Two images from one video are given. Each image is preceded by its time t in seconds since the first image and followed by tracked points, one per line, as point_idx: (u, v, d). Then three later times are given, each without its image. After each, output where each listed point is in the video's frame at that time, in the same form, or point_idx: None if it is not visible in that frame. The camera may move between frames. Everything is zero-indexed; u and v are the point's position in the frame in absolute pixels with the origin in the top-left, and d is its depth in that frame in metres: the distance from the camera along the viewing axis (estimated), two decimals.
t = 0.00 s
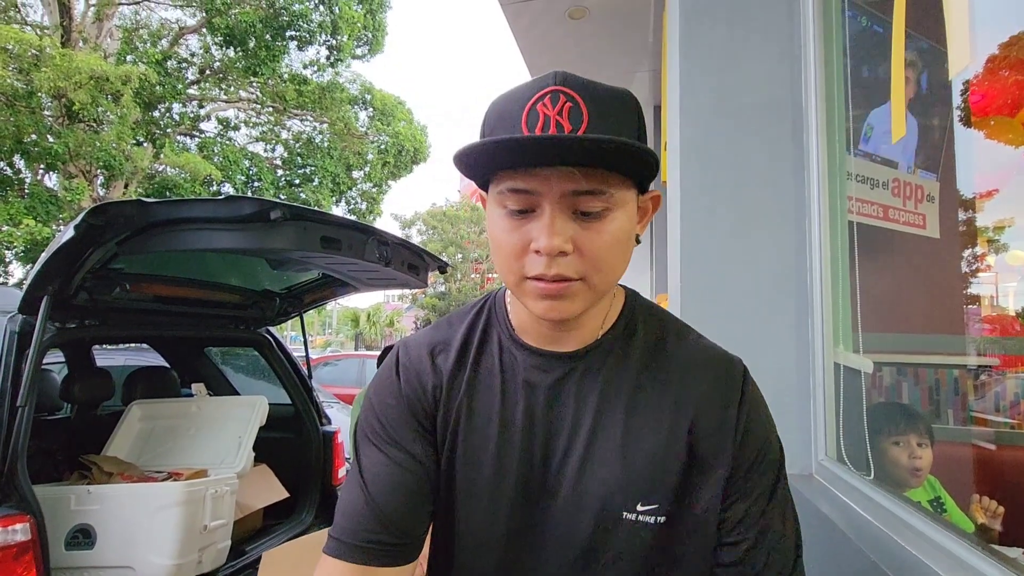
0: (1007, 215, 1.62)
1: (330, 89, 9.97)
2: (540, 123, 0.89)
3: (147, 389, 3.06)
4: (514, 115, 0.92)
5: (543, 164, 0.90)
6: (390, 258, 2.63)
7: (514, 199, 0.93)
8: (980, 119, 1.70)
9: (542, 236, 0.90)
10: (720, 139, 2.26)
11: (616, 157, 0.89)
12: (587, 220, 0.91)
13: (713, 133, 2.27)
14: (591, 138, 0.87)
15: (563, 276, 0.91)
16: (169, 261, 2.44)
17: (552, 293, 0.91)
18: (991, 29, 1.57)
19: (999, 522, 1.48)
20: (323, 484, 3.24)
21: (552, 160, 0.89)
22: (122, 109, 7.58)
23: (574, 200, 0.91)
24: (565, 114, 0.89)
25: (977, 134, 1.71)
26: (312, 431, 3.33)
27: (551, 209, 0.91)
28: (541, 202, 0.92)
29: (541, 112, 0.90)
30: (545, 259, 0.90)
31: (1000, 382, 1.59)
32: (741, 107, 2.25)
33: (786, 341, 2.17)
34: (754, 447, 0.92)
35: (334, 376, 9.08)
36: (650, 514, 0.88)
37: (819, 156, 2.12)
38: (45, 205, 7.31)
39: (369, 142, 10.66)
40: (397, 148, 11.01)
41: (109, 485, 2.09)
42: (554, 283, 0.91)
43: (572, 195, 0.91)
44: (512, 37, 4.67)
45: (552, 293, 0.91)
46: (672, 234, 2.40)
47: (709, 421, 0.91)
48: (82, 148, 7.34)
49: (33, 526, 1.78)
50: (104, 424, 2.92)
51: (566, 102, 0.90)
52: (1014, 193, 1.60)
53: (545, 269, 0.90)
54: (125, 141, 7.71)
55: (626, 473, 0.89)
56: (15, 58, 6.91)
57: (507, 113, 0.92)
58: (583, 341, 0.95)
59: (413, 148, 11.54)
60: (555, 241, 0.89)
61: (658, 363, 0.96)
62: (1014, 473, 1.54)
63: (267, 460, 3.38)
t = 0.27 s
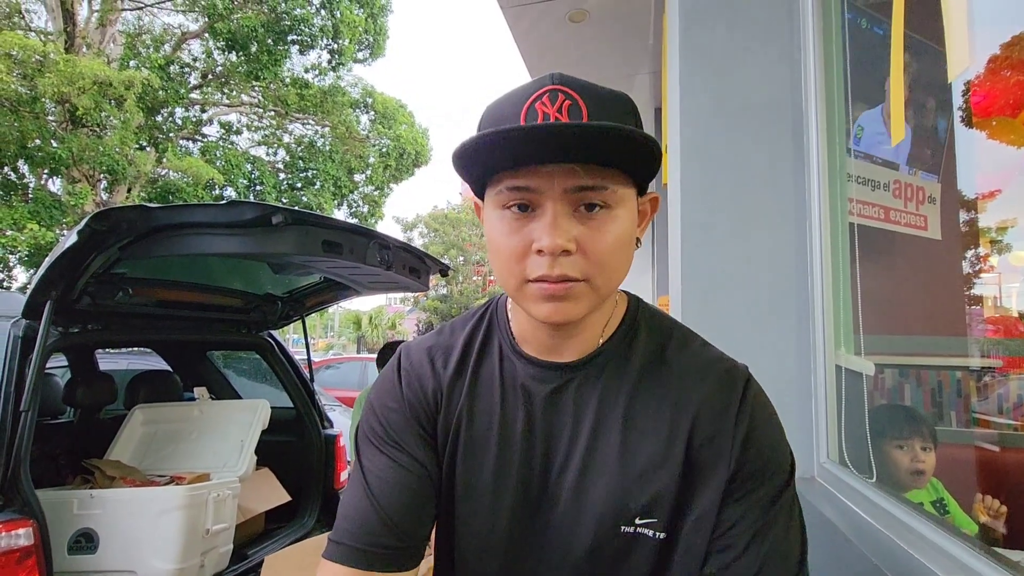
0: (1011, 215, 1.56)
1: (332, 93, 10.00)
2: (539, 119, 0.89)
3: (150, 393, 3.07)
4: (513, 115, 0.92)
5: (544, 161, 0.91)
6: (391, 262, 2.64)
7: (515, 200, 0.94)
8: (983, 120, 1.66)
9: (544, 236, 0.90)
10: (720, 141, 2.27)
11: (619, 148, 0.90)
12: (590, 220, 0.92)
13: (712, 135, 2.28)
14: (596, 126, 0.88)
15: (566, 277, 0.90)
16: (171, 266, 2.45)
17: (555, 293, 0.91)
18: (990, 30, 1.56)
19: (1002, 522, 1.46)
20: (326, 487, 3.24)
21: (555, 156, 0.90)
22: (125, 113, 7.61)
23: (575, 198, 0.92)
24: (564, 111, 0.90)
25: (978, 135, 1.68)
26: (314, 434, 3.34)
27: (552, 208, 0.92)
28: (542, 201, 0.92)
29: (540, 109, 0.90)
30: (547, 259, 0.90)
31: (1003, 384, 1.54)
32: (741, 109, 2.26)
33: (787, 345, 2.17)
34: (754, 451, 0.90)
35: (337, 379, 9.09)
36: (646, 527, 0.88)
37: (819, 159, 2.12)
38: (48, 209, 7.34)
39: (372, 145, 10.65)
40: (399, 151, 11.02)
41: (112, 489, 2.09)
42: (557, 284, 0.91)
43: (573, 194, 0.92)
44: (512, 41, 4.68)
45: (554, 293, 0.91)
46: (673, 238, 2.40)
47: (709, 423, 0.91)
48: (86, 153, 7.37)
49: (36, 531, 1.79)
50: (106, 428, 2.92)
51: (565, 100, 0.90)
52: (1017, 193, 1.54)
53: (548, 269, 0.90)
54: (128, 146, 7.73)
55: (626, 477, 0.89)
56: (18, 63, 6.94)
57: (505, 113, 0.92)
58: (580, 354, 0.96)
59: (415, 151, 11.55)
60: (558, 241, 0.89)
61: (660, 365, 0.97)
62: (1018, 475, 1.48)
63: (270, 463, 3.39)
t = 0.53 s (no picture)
0: (1017, 217, 1.55)
1: (335, 96, 10.02)
2: (549, 125, 0.89)
3: (154, 395, 3.07)
4: (522, 118, 0.91)
5: (554, 170, 0.90)
6: (395, 264, 2.64)
7: (522, 207, 0.93)
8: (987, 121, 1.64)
9: (551, 245, 0.90)
10: (720, 146, 2.28)
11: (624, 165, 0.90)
12: (597, 228, 0.91)
13: (715, 138, 2.28)
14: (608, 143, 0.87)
15: (572, 287, 0.91)
16: (176, 269, 2.46)
17: (560, 303, 0.91)
18: (994, 29, 1.55)
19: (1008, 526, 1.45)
20: (330, 489, 3.24)
21: (562, 165, 0.89)
22: (129, 117, 7.64)
23: (583, 208, 0.91)
24: (574, 116, 0.89)
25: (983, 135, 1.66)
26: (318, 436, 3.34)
27: (560, 216, 0.91)
28: (549, 209, 0.92)
29: (549, 113, 0.89)
30: (553, 269, 0.90)
31: (1009, 386, 1.53)
32: (745, 112, 2.26)
33: (792, 347, 2.17)
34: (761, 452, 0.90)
35: (340, 381, 9.10)
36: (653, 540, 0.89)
37: (823, 161, 2.11)
38: (53, 212, 7.37)
39: (374, 148, 10.67)
40: (401, 153, 11.02)
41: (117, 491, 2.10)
42: (563, 294, 0.91)
43: (581, 203, 0.91)
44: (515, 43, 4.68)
45: (560, 303, 0.91)
46: (677, 240, 2.40)
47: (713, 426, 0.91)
48: (91, 157, 7.39)
49: (42, 533, 1.79)
50: (111, 430, 2.93)
51: (574, 104, 0.89)
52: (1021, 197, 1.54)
53: (554, 279, 0.90)
54: (132, 149, 7.76)
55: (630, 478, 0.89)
56: (24, 67, 6.98)
57: (514, 114, 0.92)
58: (589, 360, 0.96)
59: (418, 154, 11.56)
60: (564, 251, 0.89)
61: (665, 370, 0.97)
62: None
63: (274, 465, 3.39)
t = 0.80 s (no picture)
0: (1019, 221, 1.63)
1: (338, 100, 10.04)
2: (564, 132, 0.90)
3: (159, 398, 3.08)
4: (538, 124, 0.92)
5: (570, 179, 0.90)
6: (398, 267, 2.65)
7: (536, 214, 0.94)
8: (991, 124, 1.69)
9: (563, 253, 0.91)
10: (723, 153, 2.29)
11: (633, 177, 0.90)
12: (610, 236, 0.92)
13: (717, 145, 2.30)
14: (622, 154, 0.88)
15: (583, 295, 0.91)
16: (182, 272, 2.47)
17: (572, 311, 0.92)
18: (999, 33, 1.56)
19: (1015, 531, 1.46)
20: (334, 493, 3.24)
21: (579, 174, 0.89)
22: (134, 121, 7.67)
23: (597, 217, 0.92)
24: (590, 122, 0.90)
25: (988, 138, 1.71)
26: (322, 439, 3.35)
27: (573, 225, 0.92)
28: (563, 216, 0.92)
29: (564, 119, 0.90)
30: (565, 277, 0.91)
31: (1015, 389, 1.58)
32: (748, 117, 2.27)
33: (796, 351, 2.17)
34: (765, 455, 0.89)
35: (344, 385, 9.10)
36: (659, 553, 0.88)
37: (827, 165, 2.09)
38: (59, 216, 7.40)
39: (378, 151, 10.70)
40: (404, 157, 11.03)
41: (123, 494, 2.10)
42: (575, 302, 0.92)
43: (596, 212, 0.91)
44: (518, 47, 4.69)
45: (572, 311, 0.92)
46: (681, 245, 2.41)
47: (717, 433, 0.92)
48: (96, 160, 7.43)
49: (49, 534, 1.80)
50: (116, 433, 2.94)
51: (590, 111, 0.90)
52: None
53: (567, 288, 0.91)
54: (138, 153, 7.79)
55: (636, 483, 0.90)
56: (31, 72, 7.03)
57: (531, 119, 0.93)
58: (599, 369, 0.96)
59: (421, 157, 11.57)
60: (577, 260, 0.90)
61: (668, 377, 0.97)
62: None
63: (278, 469, 3.39)
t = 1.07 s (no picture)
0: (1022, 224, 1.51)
1: (341, 104, 10.08)
2: (567, 143, 0.91)
3: (164, 402, 3.10)
4: (542, 135, 0.93)
5: (573, 189, 0.91)
6: (401, 272, 2.67)
7: (540, 223, 0.95)
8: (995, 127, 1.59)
9: (567, 263, 0.92)
10: (724, 160, 2.30)
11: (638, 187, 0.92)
12: (613, 247, 0.93)
13: (717, 153, 2.31)
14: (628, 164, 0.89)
15: (586, 304, 0.93)
16: (187, 277, 2.49)
17: (575, 320, 0.93)
18: (994, 39, 1.54)
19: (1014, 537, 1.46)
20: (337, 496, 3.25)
21: (584, 184, 0.90)
22: (139, 125, 7.72)
23: (600, 227, 0.93)
24: (593, 135, 0.91)
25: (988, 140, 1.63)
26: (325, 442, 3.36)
27: (576, 234, 0.93)
28: (566, 226, 0.93)
29: (568, 131, 0.91)
30: (569, 286, 0.92)
31: (1017, 396, 1.49)
32: (749, 125, 2.28)
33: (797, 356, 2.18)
34: (765, 464, 0.90)
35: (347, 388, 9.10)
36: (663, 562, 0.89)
37: (828, 172, 2.12)
38: (64, 220, 7.45)
39: (381, 155, 10.72)
40: (407, 160, 11.05)
41: (128, 497, 2.12)
42: (579, 311, 0.93)
43: (599, 221, 0.93)
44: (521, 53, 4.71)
45: (575, 320, 0.93)
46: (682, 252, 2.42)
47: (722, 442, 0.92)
48: (102, 165, 7.47)
49: (54, 538, 1.82)
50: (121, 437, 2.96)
51: (594, 123, 0.91)
52: None
53: (571, 296, 0.92)
54: (142, 157, 7.83)
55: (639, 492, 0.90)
56: (37, 77, 7.10)
57: (536, 130, 0.94)
58: (598, 377, 0.98)
59: (424, 161, 11.57)
60: (581, 269, 0.91)
61: (669, 385, 0.98)
62: None
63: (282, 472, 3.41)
